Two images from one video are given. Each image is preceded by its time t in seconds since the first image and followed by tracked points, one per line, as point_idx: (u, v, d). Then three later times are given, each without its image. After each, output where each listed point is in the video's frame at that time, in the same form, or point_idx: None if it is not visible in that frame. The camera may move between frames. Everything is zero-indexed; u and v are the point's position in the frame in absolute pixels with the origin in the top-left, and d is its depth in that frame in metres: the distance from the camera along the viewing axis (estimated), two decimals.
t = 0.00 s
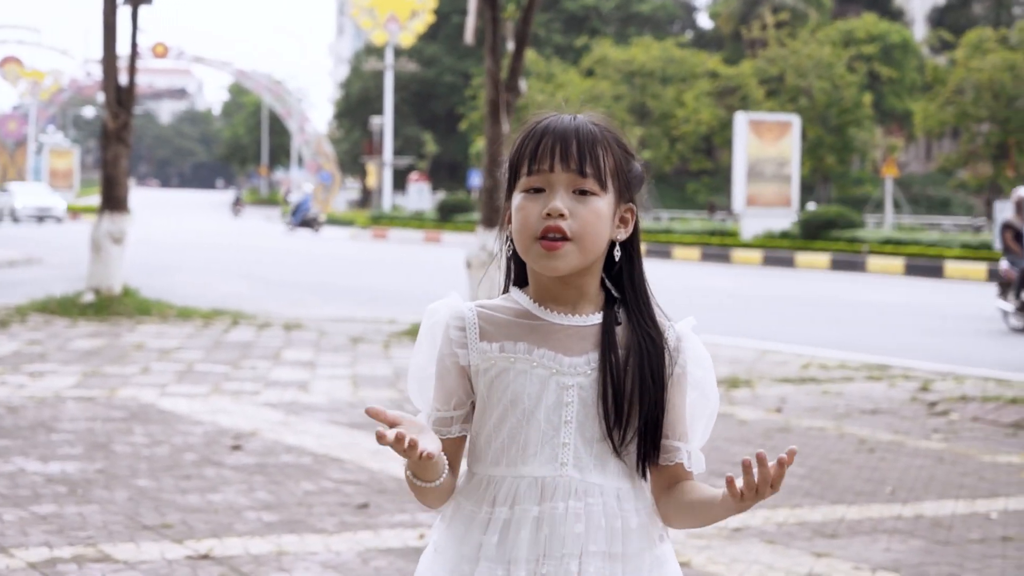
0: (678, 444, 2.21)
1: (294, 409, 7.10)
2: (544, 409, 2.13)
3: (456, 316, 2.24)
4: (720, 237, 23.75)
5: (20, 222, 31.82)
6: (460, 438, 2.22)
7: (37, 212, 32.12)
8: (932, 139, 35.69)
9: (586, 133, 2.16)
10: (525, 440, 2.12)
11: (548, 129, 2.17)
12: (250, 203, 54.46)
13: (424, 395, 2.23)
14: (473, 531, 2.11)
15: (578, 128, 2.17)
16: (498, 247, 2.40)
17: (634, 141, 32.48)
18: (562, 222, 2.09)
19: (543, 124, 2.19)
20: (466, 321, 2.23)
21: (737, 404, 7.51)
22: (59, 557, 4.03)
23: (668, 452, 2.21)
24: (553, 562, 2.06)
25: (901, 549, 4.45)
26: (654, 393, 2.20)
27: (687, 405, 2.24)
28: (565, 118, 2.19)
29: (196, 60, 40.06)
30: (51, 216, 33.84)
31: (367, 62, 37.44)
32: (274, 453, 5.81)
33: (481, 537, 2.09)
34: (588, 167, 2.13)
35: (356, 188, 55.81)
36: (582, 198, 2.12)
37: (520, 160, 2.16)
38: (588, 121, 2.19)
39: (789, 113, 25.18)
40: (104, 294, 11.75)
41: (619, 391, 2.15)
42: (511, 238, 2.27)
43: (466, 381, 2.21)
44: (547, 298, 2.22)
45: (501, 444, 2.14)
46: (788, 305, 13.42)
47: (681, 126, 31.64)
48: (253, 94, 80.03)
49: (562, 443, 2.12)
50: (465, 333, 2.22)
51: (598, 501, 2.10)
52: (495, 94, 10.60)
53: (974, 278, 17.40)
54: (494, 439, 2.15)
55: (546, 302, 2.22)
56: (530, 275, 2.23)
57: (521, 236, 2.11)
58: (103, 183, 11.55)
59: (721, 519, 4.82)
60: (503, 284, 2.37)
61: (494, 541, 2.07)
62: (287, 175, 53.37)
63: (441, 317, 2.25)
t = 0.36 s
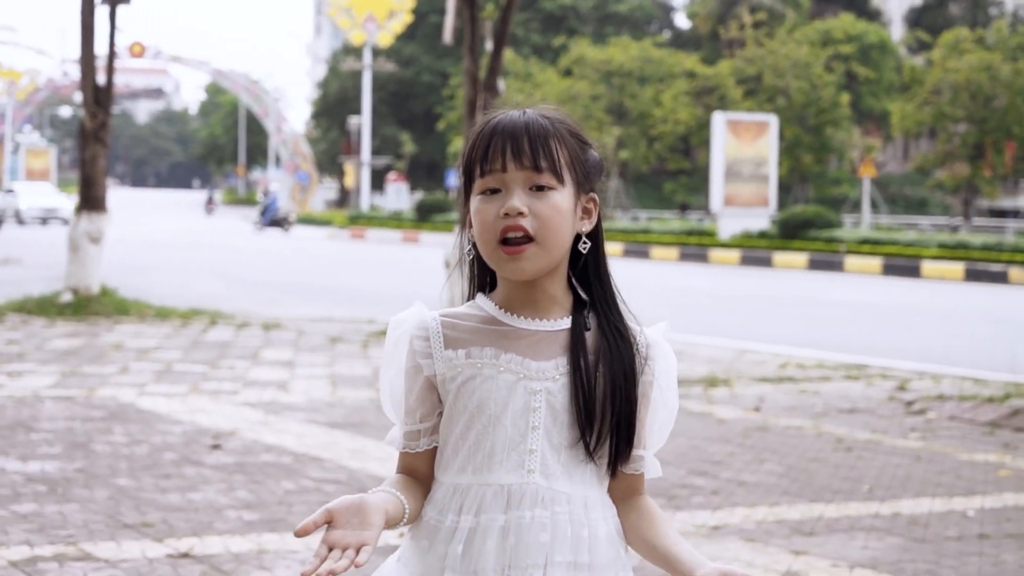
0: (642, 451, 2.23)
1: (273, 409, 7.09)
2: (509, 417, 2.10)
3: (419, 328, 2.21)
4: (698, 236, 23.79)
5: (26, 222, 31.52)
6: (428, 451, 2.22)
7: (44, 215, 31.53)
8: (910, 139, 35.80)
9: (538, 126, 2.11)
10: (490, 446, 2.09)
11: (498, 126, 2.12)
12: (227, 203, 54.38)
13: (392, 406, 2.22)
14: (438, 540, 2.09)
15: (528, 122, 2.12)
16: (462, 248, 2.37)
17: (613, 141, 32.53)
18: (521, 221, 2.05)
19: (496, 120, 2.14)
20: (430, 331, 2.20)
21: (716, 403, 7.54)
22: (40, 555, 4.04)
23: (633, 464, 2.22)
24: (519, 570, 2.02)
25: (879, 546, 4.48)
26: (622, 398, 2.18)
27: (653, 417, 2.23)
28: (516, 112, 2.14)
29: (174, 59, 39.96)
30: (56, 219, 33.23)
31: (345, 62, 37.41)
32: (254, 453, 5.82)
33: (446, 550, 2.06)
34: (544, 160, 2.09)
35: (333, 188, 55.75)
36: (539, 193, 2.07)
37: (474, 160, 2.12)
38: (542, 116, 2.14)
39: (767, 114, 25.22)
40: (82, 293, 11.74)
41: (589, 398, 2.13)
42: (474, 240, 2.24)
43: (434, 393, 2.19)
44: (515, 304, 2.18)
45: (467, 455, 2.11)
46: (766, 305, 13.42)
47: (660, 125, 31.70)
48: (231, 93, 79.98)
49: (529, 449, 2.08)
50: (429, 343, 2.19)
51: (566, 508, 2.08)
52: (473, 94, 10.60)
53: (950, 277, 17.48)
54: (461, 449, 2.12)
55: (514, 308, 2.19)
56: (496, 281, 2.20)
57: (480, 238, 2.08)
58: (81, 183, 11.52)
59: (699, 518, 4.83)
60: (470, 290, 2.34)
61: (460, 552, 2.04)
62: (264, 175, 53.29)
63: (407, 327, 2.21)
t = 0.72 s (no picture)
0: (599, 448, 2.16)
1: (255, 408, 7.09)
2: (466, 421, 2.00)
3: (372, 330, 2.12)
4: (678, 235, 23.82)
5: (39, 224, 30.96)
6: (381, 458, 2.12)
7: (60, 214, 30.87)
8: (890, 139, 35.94)
9: (492, 124, 2.05)
10: (448, 448, 2.00)
11: (453, 122, 2.06)
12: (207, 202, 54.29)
13: (344, 409, 2.13)
14: (398, 543, 1.98)
15: (484, 117, 2.06)
16: (411, 250, 2.29)
17: (593, 140, 32.56)
18: (477, 216, 1.98)
19: (451, 115, 2.08)
20: (382, 334, 2.11)
21: (697, 402, 7.55)
22: (24, 553, 4.05)
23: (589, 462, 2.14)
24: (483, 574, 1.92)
25: (860, 544, 4.50)
26: (579, 399, 2.11)
27: (609, 422, 2.16)
28: (473, 108, 2.08)
29: (154, 58, 39.87)
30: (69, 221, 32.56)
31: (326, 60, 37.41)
32: (236, 452, 5.83)
33: (408, 555, 1.96)
34: (502, 157, 2.02)
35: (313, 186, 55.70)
36: (497, 191, 2.01)
37: (427, 157, 2.06)
38: (498, 112, 2.08)
39: (746, 113, 25.25)
40: (62, 292, 11.74)
41: (546, 398, 2.05)
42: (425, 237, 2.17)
43: (387, 402, 2.11)
44: (467, 305, 2.10)
45: (425, 458, 2.02)
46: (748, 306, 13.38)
47: (640, 125, 31.76)
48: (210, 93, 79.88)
49: (488, 451, 1.99)
50: (382, 347, 2.10)
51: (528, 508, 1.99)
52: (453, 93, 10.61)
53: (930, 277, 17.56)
54: (418, 452, 2.03)
55: (466, 309, 2.11)
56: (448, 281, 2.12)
57: (435, 234, 2.00)
58: (62, 181, 11.50)
59: (680, 516, 4.86)
60: (419, 296, 2.26)
61: (420, 557, 1.95)
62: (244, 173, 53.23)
63: (357, 333, 2.13)
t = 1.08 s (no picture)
0: (578, 447, 2.14)
1: (255, 408, 7.12)
2: (445, 428, 1.98)
3: (348, 340, 2.09)
4: (674, 235, 23.86)
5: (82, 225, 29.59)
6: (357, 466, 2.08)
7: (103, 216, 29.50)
8: (887, 139, 35.96)
9: (475, 127, 2.05)
10: (428, 455, 1.98)
11: (434, 124, 2.06)
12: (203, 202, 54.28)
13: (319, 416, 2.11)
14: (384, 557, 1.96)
15: (464, 122, 2.06)
16: (382, 255, 2.27)
17: (589, 140, 32.55)
18: (458, 216, 1.96)
19: (428, 119, 2.08)
20: (357, 343, 2.08)
21: (693, 402, 7.59)
22: (26, 553, 4.07)
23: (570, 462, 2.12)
24: None
25: (857, 543, 4.54)
26: (557, 404, 2.09)
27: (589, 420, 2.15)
28: (451, 111, 2.08)
29: (150, 58, 39.85)
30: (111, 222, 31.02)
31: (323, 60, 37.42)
32: (236, 451, 5.86)
33: (393, 564, 1.94)
34: (482, 159, 2.02)
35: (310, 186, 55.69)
36: (478, 190, 1.99)
37: (405, 158, 2.05)
38: (476, 117, 2.08)
39: (742, 113, 25.28)
40: (60, 292, 11.78)
41: (524, 404, 2.03)
42: (400, 240, 2.16)
43: (365, 408, 2.08)
44: (439, 310, 2.08)
45: (403, 467, 1.99)
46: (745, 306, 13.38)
47: (635, 124, 31.79)
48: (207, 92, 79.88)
49: (470, 459, 1.97)
50: (358, 355, 2.07)
51: (512, 514, 1.97)
52: (449, 94, 10.64)
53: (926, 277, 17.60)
54: (397, 459, 2.00)
55: (440, 313, 2.08)
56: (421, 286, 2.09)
57: (415, 236, 1.98)
58: (59, 182, 11.53)
59: (677, 515, 4.90)
60: (391, 303, 2.24)
61: (406, 564, 1.92)
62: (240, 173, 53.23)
63: (332, 341, 2.10)
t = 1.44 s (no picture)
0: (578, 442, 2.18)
1: (259, 409, 7.16)
2: (446, 427, 2.04)
3: (348, 338, 2.12)
4: (677, 235, 23.90)
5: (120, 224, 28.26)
6: (362, 465, 2.11)
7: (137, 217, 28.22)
8: (889, 140, 35.97)
9: (491, 133, 2.10)
10: (431, 458, 2.03)
11: (450, 127, 2.10)
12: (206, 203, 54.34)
13: (312, 412, 2.13)
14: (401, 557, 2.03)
15: (481, 128, 2.10)
16: (380, 255, 2.31)
17: (591, 141, 32.53)
18: (471, 226, 2.03)
19: (442, 122, 2.12)
20: (358, 342, 2.11)
21: (696, 402, 7.62)
22: (34, 553, 4.10)
23: (566, 461, 2.16)
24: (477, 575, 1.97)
25: (859, 543, 4.56)
26: (558, 405, 2.14)
27: (586, 417, 2.19)
28: (466, 116, 2.13)
29: (153, 59, 39.89)
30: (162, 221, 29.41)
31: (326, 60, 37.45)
32: (241, 451, 5.90)
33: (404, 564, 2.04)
34: (496, 168, 2.07)
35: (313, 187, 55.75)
36: (490, 201, 2.06)
37: (417, 159, 2.09)
38: (489, 124, 2.13)
39: (745, 114, 25.29)
40: (65, 293, 11.82)
41: (524, 400, 2.09)
42: (403, 238, 2.20)
43: (364, 404, 2.09)
44: (438, 311, 2.13)
45: (405, 469, 2.05)
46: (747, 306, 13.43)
47: (638, 125, 31.83)
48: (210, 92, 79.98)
49: (472, 458, 2.03)
50: (359, 353, 2.10)
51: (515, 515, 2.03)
52: (452, 94, 10.70)
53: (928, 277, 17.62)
54: (397, 460, 2.06)
55: (439, 316, 2.13)
56: (422, 282, 2.14)
57: (424, 240, 2.04)
58: (63, 184, 11.56)
59: (679, 515, 4.93)
60: (384, 304, 2.27)
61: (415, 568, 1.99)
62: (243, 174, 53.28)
63: (331, 336, 2.13)
